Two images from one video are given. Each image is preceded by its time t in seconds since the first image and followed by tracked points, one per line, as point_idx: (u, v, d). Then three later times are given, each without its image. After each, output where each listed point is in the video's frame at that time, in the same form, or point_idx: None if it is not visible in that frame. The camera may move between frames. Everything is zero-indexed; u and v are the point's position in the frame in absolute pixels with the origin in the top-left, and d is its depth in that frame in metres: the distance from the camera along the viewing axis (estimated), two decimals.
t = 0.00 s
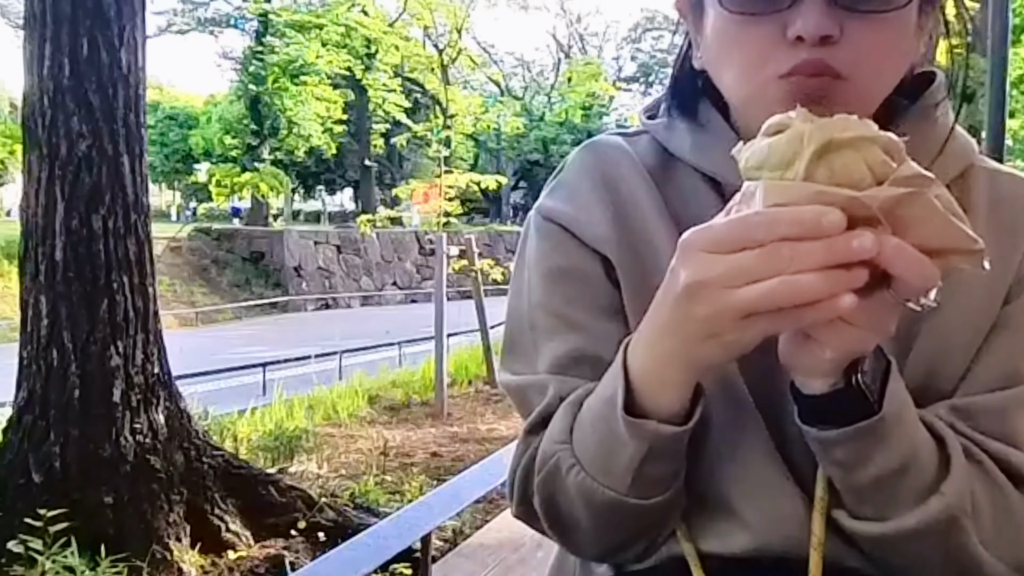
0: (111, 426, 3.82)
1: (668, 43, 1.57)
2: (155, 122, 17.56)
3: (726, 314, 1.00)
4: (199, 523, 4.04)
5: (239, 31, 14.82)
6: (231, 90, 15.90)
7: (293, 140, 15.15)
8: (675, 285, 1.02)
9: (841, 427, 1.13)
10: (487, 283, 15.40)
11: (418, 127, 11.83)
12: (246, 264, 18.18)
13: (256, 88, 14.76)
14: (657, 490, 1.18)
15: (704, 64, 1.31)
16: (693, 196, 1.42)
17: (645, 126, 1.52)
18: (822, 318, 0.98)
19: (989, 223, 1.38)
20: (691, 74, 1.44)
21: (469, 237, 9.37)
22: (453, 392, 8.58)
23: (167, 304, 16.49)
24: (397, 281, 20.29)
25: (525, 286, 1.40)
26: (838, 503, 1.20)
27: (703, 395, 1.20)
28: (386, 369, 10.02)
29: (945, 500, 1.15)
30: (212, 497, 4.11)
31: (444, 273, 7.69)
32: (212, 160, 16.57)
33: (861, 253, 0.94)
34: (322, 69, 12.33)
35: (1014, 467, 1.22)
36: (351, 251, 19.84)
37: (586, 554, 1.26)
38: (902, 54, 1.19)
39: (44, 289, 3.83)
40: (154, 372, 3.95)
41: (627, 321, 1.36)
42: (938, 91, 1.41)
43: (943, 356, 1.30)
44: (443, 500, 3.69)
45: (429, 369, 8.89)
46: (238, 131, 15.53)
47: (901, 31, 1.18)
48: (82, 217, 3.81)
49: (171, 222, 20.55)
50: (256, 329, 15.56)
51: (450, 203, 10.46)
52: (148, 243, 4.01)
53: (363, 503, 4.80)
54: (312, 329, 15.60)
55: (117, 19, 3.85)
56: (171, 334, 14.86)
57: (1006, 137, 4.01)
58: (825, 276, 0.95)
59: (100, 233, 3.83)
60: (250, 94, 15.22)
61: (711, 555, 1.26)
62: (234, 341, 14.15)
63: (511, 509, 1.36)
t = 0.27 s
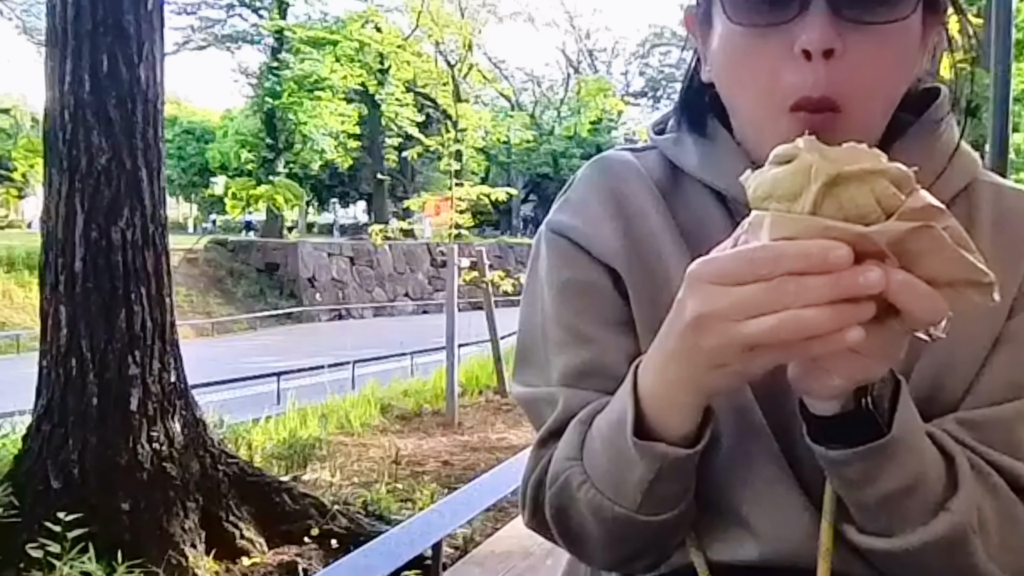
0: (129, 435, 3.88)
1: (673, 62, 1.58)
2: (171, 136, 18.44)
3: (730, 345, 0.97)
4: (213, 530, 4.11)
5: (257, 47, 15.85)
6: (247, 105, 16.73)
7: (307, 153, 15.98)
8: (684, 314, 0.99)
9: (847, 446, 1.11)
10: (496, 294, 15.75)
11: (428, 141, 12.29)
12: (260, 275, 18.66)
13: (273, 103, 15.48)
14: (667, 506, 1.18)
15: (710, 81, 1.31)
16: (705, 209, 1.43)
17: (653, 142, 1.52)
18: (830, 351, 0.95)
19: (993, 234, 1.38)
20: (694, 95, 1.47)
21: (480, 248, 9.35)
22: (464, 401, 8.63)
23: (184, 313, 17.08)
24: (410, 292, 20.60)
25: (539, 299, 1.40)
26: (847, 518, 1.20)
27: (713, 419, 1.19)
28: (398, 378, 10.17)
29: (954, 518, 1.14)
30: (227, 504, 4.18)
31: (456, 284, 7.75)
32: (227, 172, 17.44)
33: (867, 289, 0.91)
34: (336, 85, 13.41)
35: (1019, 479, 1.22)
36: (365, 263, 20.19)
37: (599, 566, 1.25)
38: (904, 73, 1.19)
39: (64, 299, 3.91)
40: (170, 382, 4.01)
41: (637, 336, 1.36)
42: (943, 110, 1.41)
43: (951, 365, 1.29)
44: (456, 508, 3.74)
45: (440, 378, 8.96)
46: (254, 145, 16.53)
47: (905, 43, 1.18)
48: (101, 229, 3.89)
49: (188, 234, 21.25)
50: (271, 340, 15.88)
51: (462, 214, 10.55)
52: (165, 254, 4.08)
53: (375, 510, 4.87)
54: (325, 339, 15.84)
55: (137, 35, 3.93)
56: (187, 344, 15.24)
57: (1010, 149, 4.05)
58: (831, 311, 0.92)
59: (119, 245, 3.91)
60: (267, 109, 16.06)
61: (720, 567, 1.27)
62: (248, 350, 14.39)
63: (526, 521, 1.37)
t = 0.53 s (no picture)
0: (145, 443, 3.95)
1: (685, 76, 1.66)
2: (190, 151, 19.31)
3: (733, 371, 1.03)
4: (227, 537, 4.19)
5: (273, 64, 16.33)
6: (263, 119, 17.18)
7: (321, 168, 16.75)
8: (693, 336, 1.04)
9: (863, 463, 1.17)
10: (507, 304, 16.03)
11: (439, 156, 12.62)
12: (275, 286, 19.16)
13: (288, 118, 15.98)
14: (676, 517, 1.24)
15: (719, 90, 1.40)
16: (713, 221, 1.50)
17: (662, 155, 1.59)
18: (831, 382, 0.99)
19: (997, 244, 1.49)
20: (704, 109, 1.53)
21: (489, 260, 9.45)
22: (474, 411, 8.68)
23: (201, 323, 17.48)
24: (422, 304, 21.03)
25: (552, 310, 1.46)
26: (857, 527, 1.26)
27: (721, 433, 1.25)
28: (410, 388, 10.35)
29: (966, 534, 1.23)
30: (241, 511, 4.25)
31: (467, 295, 7.76)
32: (243, 186, 17.81)
33: (870, 325, 0.95)
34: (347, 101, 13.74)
35: None
36: (378, 273, 20.59)
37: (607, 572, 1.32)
38: (908, 83, 1.28)
39: (83, 309, 3.99)
40: (186, 391, 4.09)
41: (645, 345, 1.43)
42: (947, 123, 1.50)
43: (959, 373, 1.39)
44: (465, 516, 3.79)
45: (450, 388, 9.02)
46: (269, 159, 16.83)
47: (907, 59, 1.27)
48: (120, 240, 3.97)
49: (205, 246, 21.64)
50: (284, 349, 16.15)
51: (473, 227, 10.60)
52: (182, 265, 4.16)
53: (387, 518, 4.91)
54: (338, 349, 16.07)
55: (155, 51, 4.02)
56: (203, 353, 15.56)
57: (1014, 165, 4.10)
58: (834, 344, 0.96)
59: (137, 256, 3.98)
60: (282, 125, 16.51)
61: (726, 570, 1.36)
62: (262, 359, 14.64)
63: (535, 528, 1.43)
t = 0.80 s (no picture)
0: (161, 450, 4.03)
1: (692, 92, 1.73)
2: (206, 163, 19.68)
3: (731, 393, 1.06)
4: (242, 543, 4.28)
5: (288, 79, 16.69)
6: (277, 134, 17.45)
7: (336, 181, 17.30)
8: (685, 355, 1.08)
9: (899, 485, 1.24)
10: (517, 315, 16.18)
11: (451, 167, 12.85)
12: (289, 296, 19.31)
13: (302, 132, 16.31)
14: (669, 533, 1.30)
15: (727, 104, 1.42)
16: (721, 236, 1.56)
17: (669, 169, 1.66)
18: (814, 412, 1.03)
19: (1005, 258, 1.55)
20: (714, 124, 1.60)
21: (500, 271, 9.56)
22: (484, 420, 8.74)
23: (216, 333, 17.71)
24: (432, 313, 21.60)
25: (558, 322, 1.51)
26: (879, 541, 1.33)
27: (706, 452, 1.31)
28: (423, 396, 10.48)
29: (991, 550, 1.29)
30: (254, 518, 4.34)
31: (477, 306, 7.79)
32: (259, 198, 18.10)
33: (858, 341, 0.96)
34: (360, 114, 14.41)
35: None
36: (389, 284, 20.84)
37: None
38: (912, 96, 1.29)
39: (101, 319, 4.07)
40: (201, 400, 4.17)
41: (652, 354, 1.47)
42: (951, 137, 1.57)
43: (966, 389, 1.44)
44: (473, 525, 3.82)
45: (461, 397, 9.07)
46: (282, 172, 17.47)
47: (909, 71, 1.28)
48: (137, 251, 4.05)
49: (220, 257, 21.96)
50: (297, 358, 16.33)
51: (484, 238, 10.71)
52: (198, 276, 4.24)
53: (398, 525, 4.97)
54: (350, 358, 16.22)
55: (173, 67, 4.11)
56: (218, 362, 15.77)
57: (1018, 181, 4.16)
58: (813, 368, 0.99)
59: (154, 267, 4.06)
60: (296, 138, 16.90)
61: None
62: (275, 368, 14.80)
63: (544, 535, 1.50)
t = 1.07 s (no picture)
0: (176, 457, 4.10)
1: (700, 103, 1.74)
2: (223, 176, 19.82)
3: (731, 410, 1.05)
4: (255, 549, 4.35)
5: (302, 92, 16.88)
6: (291, 146, 17.65)
7: (349, 193, 17.39)
8: (678, 373, 1.09)
9: (914, 497, 1.22)
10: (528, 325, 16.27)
11: (463, 180, 12.99)
12: (303, 306, 19.48)
13: (315, 145, 16.51)
14: (666, 546, 1.30)
15: (734, 114, 1.41)
16: (727, 246, 1.56)
17: (678, 181, 1.68)
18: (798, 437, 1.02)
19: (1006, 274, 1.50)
20: (721, 136, 1.61)
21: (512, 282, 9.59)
22: (494, 428, 8.79)
23: (230, 343, 17.84)
24: (443, 323, 21.73)
25: (568, 334, 1.55)
26: (892, 548, 1.31)
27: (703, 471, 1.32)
28: (434, 405, 10.54)
29: (1004, 561, 1.28)
30: (268, 524, 4.41)
31: (487, 315, 7.85)
32: (273, 211, 18.29)
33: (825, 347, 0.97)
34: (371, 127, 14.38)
35: None
36: (401, 295, 21.01)
37: None
38: (913, 106, 1.28)
39: (118, 328, 4.15)
40: (216, 407, 4.26)
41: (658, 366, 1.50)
42: (953, 150, 1.55)
43: (972, 398, 1.43)
44: (483, 532, 3.87)
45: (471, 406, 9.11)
46: (296, 184, 17.67)
47: (912, 83, 1.26)
48: (154, 262, 4.12)
49: (234, 267, 22.18)
50: (310, 367, 16.47)
51: (493, 250, 10.80)
52: (213, 286, 4.32)
53: (409, 532, 5.02)
54: (363, 367, 16.34)
55: (190, 81, 4.20)
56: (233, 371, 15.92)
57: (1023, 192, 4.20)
58: (788, 382, 0.99)
59: (170, 278, 4.13)
60: (310, 151, 17.08)
61: None
62: (288, 377, 14.93)
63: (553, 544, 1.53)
